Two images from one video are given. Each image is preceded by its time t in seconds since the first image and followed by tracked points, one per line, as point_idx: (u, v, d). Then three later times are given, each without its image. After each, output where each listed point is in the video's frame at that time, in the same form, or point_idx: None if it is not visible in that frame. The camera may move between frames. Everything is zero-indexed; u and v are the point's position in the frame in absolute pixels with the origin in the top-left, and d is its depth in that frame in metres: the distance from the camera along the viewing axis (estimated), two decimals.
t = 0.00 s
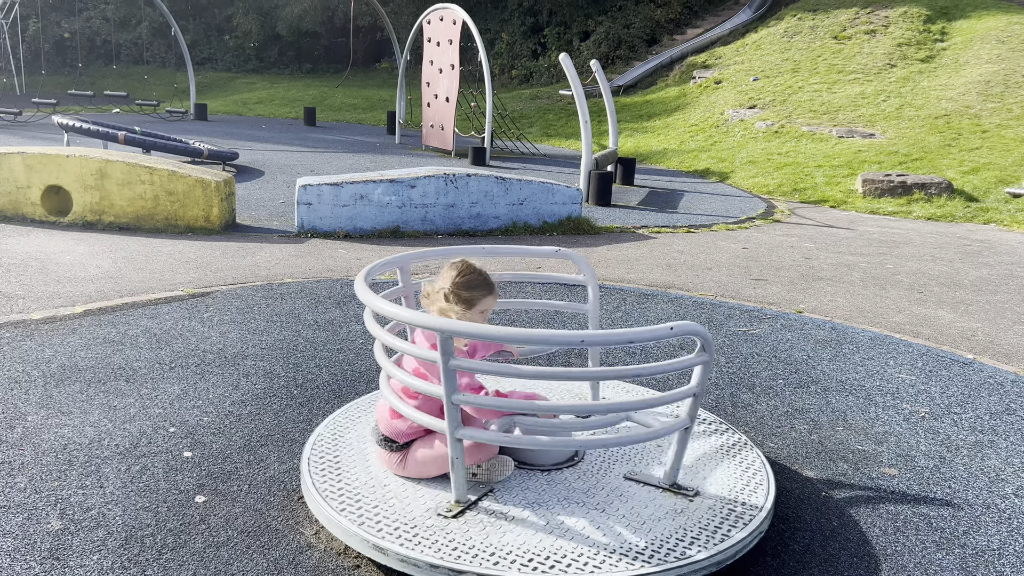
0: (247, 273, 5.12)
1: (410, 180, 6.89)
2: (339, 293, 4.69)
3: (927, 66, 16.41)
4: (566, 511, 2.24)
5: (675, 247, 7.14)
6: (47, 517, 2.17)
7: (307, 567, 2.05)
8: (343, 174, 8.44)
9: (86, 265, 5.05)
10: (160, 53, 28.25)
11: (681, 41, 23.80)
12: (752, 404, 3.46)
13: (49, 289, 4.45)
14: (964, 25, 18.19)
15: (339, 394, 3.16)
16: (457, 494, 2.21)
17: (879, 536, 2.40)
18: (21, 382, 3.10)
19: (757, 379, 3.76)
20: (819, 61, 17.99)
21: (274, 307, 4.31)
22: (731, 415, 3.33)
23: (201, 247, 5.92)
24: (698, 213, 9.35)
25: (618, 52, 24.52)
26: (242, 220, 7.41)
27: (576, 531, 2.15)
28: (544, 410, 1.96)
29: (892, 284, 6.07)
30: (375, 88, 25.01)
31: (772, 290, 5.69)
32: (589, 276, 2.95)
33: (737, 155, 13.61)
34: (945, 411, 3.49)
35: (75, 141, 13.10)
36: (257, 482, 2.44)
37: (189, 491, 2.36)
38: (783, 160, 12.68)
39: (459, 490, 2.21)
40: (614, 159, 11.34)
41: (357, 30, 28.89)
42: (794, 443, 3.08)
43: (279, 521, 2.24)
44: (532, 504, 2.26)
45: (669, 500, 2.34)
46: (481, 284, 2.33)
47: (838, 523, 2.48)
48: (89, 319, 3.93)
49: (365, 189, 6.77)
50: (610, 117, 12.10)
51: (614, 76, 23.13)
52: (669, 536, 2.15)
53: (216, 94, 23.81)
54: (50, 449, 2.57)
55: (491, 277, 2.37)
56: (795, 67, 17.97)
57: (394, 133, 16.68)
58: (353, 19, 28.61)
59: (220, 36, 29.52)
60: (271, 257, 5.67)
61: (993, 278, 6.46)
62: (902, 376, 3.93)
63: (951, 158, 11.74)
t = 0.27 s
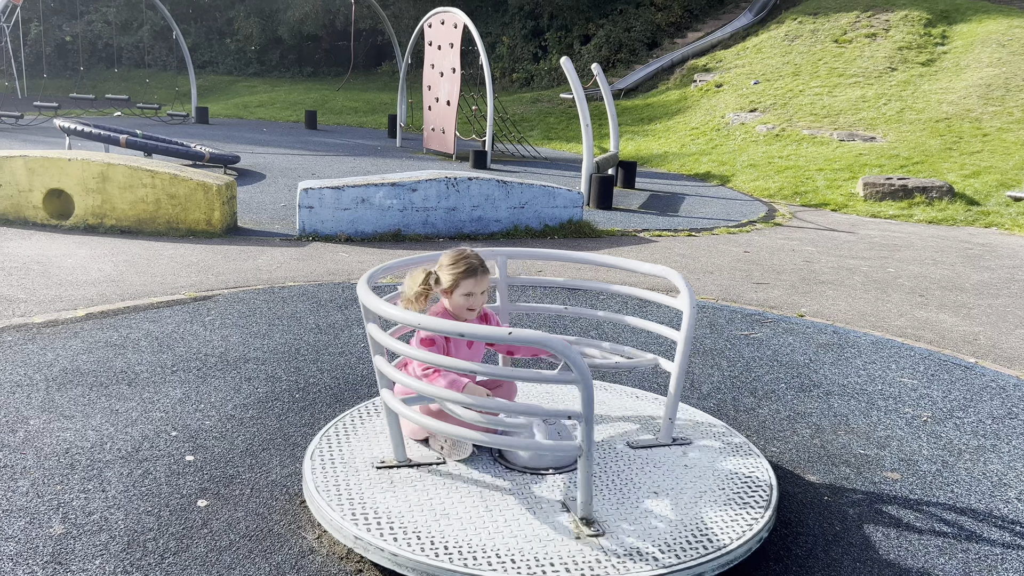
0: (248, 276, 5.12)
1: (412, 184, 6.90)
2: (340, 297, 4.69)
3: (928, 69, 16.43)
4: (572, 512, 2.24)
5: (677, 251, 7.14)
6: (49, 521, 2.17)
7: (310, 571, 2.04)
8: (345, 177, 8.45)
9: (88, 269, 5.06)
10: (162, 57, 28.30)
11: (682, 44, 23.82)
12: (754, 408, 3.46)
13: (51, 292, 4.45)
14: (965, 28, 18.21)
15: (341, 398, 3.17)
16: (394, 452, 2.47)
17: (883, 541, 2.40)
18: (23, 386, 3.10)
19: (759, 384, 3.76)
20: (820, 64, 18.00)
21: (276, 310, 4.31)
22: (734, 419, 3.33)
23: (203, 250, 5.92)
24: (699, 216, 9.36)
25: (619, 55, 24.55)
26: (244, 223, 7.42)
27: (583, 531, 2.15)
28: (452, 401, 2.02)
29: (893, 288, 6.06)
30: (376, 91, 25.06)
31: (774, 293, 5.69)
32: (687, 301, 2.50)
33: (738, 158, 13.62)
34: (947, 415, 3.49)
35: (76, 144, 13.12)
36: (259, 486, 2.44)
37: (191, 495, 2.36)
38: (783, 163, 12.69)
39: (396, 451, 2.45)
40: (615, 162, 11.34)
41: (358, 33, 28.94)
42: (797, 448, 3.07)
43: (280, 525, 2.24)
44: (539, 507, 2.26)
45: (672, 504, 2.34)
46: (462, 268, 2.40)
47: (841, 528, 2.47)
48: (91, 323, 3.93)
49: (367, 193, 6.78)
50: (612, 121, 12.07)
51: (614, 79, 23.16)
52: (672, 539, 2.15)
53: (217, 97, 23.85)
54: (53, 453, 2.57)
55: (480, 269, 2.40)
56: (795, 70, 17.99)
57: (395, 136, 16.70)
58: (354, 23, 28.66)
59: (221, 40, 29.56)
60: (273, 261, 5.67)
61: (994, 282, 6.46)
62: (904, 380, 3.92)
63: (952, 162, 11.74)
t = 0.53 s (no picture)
0: (249, 279, 5.12)
1: (412, 187, 6.91)
2: (341, 300, 4.69)
3: (928, 71, 16.43)
4: (577, 514, 2.24)
5: (678, 253, 7.15)
6: (50, 525, 2.17)
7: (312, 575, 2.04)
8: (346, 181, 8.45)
9: (89, 272, 5.06)
10: (163, 60, 28.34)
11: (682, 46, 23.83)
12: (756, 411, 3.45)
13: (52, 296, 4.45)
14: (965, 30, 18.22)
15: (342, 401, 3.16)
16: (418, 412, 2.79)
17: (885, 544, 2.39)
18: (24, 390, 3.10)
19: (760, 386, 3.75)
20: (820, 66, 18.01)
21: (277, 314, 4.31)
22: (735, 422, 3.32)
23: (203, 254, 5.92)
24: (700, 219, 9.35)
25: (619, 58, 24.57)
26: (245, 226, 7.42)
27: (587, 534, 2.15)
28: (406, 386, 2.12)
29: (894, 290, 6.06)
30: (376, 94, 25.08)
31: (775, 296, 5.69)
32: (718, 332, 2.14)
33: (738, 161, 13.62)
34: (949, 417, 3.48)
35: (77, 148, 13.13)
36: (260, 490, 2.44)
37: (192, 499, 2.36)
38: (784, 166, 12.69)
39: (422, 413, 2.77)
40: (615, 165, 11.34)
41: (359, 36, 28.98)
42: (798, 450, 3.07)
43: (281, 529, 2.24)
44: (542, 509, 2.26)
45: (676, 506, 2.34)
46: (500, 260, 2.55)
47: (843, 531, 2.47)
48: (92, 326, 3.93)
49: (368, 196, 6.78)
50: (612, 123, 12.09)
51: (615, 82, 23.17)
52: (675, 541, 2.15)
53: (218, 101, 23.87)
54: (54, 456, 2.57)
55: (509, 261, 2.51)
56: (795, 73, 18.00)
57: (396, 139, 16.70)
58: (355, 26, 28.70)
59: (222, 43, 29.61)
60: (274, 264, 5.68)
61: (995, 284, 6.46)
62: (905, 382, 3.91)
63: (952, 164, 11.73)
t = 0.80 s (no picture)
0: (248, 281, 5.13)
1: (411, 189, 6.91)
2: (340, 302, 4.69)
3: (926, 71, 16.45)
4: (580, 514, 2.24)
5: (677, 254, 7.15)
6: (49, 528, 2.17)
7: None
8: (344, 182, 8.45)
9: (88, 275, 5.06)
10: (161, 63, 28.35)
11: (681, 47, 23.85)
12: (755, 411, 3.45)
13: (51, 298, 4.45)
14: (963, 30, 18.24)
15: (341, 403, 3.16)
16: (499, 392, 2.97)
17: (884, 543, 2.39)
18: (22, 393, 3.09)
19: (760, 387, 3.75)
20: (819, 67, 18.03)
21: (276, 315, 4.31)
22: (734, 422, 3.32)
23: (202, 256, 5.92)
24: (699, 219, 9.36)
25: (618, 59, 24.59)
26: (244, 228, 7.42)
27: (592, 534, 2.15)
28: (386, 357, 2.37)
29: (893, 290, 6.07)
30: (375, 96, 25.09)
31: (774, 296, 5.69)
32: (648, 352, 1.97)
33: (737, 161, 13.63)
34: (948, 417, 3.48)
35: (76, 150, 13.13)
36: (259, 491, 2.44)
37: (192, 501, 2.35)
38: (783, 166, 12.70)
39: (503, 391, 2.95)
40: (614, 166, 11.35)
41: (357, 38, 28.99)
42: (798, 450, 3.07)
43: (281, 531, 2.23)
44: (544, 509, 2.26)
45: (676, 506, 2.34)
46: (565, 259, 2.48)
47: (843, 530, 2.47)
48: (91, 328, 3.93)
49: (367, 198, 6.78)
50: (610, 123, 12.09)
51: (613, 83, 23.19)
52: (676, 541, 2.15)
53: (217, 103, 23.88)
54: (52, 459, 2.57)
55: (562, 261, 2.43)
56: (794, 73, 18.01)
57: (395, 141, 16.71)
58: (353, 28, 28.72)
59: (221, 45, 29.61)
60: (272, 265, 5.68)
61: (994, 283, 6.47)
62: (905, 382, 3.92)
63: (951, 163, 11.74)
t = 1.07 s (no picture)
0: (245, 282, 5.13)
1: (408, 188, 6.91)
2: (337, 302, 4.69)
3: (922, 69, 16.47)
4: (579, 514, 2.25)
5: (674, 252, 7.16)
6: (47, 529, 2.17)
7: None
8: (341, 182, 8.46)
9: (85, 276, 5.05)
10: (158, 63, 28.31)
11: (678, 46, 23.86)
12: (752, 409, 3.46)
13: (47, 300, 4.45)
14: (960, 28, 18.27)
15: (338, 403, 3.16)
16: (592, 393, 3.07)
17: (880, 541, 2.40)
18: (19, 394, 3.09)
19: (756, 385, 3.76)
20: (815, 65, 18.04)
21: (273, 316, 4.31)
22: (731, 421, 3.33)
23: (199, 256, 5.92)
24: (696, 218, 9.37)
25: (615, 57, 24.60)
26: (241, 229, 7.42)
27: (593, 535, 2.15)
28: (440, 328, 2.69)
29: (890, 288, 6.08)
30: (372, 95, 25.07)
31: (771, 294, 5.70)
32: (484, 350, 1.85)
33: (734, 160, 13.64)
34: (944, 414, 3.50)
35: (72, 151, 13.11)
36: (256, 492, 2.44)
37: (189, 501, 2.36)
38: (779, 164, 12.71)
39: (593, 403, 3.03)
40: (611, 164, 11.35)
41: (354, 37, 28.98)
42: (794, 448, 3.08)
43: (278, 531, 2.24)
44: (542, 509, 2.26)
45: (673, 505, 2.34)
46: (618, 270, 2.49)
47: (839, 528, 2.48)
48: (88, 330, 3.93)
49: (363, 197, 6.78)
50: (606, 121, 12.10)
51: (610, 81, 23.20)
52: (672, 540, 2.15)
53: (213, 103, 23.85)
54: (49, 461, 2.57)
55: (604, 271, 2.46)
56: (791, 71, 18.03)
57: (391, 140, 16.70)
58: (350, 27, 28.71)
59: (217, 45, 29.57)
60: (269, 266, 5.68)
61: (990, 281, 6.48)
62: (901, 380, 3.93)
63: (947, 161, 11.77)
